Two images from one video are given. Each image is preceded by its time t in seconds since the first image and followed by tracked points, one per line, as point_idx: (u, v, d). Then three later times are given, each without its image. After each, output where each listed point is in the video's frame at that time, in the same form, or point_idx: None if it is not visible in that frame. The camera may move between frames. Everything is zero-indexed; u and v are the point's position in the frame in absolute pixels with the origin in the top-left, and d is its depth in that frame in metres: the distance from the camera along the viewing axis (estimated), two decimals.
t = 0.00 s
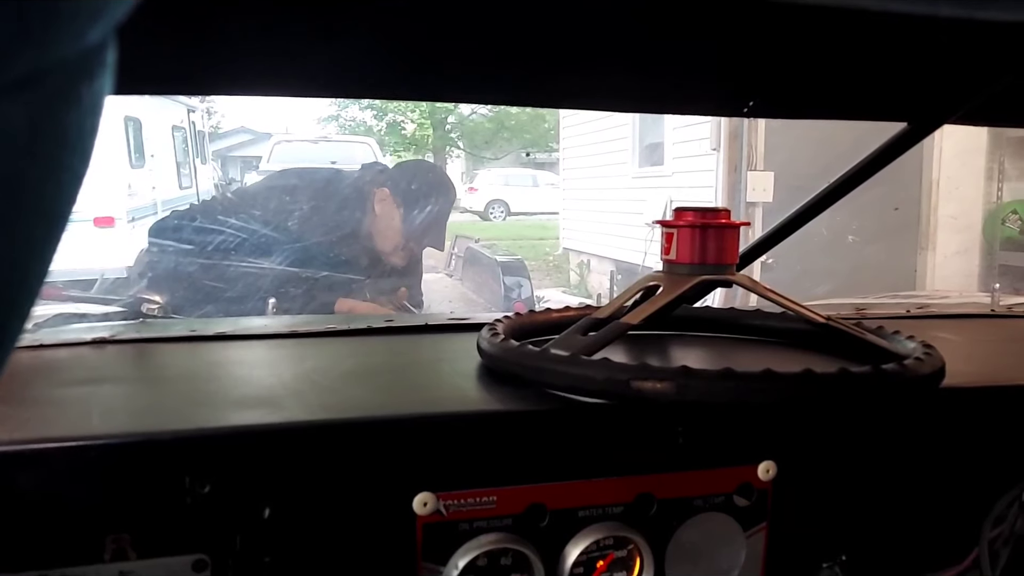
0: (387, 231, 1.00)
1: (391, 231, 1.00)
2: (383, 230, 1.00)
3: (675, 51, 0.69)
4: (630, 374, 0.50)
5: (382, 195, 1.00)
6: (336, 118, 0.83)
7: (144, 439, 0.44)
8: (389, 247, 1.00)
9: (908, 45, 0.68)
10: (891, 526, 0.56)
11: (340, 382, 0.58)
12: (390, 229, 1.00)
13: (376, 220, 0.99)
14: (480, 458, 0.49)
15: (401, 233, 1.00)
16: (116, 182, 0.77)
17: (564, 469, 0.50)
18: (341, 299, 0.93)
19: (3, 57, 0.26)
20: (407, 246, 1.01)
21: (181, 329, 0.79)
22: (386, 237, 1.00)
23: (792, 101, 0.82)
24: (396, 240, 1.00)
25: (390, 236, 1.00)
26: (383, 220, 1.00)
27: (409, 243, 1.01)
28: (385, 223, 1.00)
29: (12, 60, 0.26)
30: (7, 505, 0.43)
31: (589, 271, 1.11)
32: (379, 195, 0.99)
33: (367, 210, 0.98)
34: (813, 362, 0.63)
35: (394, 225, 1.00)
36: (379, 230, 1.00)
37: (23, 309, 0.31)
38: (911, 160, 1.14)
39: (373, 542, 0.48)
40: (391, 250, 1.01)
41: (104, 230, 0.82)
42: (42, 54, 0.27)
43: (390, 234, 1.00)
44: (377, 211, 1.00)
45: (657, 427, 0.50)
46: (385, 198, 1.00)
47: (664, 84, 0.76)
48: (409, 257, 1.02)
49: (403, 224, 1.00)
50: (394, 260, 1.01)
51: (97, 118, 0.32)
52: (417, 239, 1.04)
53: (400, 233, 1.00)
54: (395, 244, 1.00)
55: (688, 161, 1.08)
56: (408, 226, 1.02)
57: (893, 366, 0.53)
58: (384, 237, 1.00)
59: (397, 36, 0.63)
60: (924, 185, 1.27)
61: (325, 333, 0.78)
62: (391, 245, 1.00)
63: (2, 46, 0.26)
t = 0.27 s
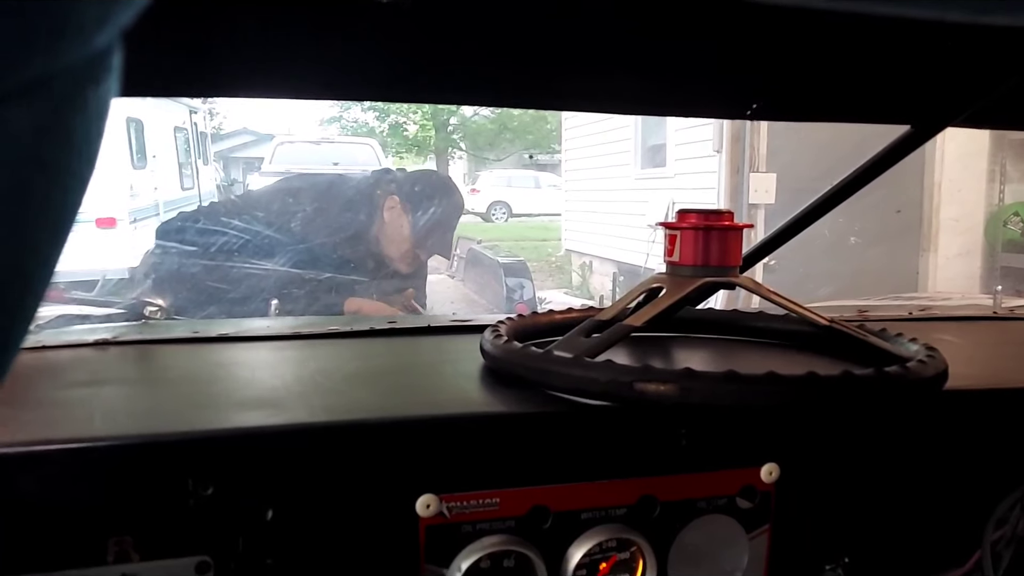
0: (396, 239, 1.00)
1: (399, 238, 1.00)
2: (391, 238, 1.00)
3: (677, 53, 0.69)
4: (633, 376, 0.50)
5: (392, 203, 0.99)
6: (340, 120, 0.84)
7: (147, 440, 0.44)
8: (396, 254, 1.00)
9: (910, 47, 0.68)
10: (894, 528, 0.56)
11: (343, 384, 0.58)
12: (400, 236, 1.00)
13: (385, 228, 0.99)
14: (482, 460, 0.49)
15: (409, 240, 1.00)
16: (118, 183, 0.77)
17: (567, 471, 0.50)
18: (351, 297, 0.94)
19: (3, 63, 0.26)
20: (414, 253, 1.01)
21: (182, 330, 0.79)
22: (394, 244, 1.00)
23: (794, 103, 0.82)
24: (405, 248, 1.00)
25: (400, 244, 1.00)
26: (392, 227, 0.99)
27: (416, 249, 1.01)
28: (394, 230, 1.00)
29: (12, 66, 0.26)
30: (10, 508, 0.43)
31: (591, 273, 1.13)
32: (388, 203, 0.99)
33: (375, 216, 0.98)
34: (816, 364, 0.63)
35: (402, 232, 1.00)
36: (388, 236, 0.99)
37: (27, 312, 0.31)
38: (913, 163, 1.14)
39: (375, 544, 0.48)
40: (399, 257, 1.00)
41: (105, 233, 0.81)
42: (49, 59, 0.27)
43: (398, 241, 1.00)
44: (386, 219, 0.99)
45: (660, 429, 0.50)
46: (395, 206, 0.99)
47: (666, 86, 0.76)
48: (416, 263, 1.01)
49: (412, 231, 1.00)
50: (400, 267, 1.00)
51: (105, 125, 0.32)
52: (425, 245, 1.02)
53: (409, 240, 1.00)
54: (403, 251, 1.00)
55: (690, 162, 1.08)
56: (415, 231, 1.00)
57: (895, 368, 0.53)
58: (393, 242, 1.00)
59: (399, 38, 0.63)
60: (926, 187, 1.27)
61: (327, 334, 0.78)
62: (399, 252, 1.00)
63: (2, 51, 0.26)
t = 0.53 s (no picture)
0: (398, 244, 1.00)
1: (401, 244, 1.00)
2: (393, 244, 0.99)
3: (676, 56, 0.69)
4: (631, 379, 0.50)
5: (394, 208, 1.00)
6: (339, 122, 0.85)
7: (146, 443, 0.44)
8: (398, 260, 0.99)
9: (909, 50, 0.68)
10: (892, 531, 0.56)
11: (341, 388, 0.58)
12: (402, 242, 1.00)
13: (387, 233, 0.99)
14: (480, 463, 0.49)
15: (412, 246, 1.00)
16: (117, 185, 0.77)
17: (564, 474, 0.50)
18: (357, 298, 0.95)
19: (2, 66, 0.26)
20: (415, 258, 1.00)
21: (181, 333, 0.79)
22: (396, 250, 0.99)
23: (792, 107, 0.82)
24: (407, 253, 1.00)
25: (401, 249, 0.99)
26: (394, 232, 0.99)
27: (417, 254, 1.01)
28: (396, 235, 0.99)
29: (11, 69, 0.27)
30: (8, 510, 0.43)
31: (590, 275, 1.14)
32: (391, 208, 0.99)
33: (378, 221, 0.99)
34: (814, 367, 0.63)
35: (405, 237, 1.00)
36: (391, 243, 0.99)
37: (25, 315, 0.31)
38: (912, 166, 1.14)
39: (373, 547, 0.48)
40: (400, 262, 1.00)
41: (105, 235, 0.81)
42: (46, 63, 0.27)
43: (401, 246, 1.00)
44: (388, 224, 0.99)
45: (657, 432, 0.50)
46: (398, 211, 0.99)
47: (664, 90, 0.76)
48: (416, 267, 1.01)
49: (414, 235, 1.00)
50: (401, 272, 0.99)
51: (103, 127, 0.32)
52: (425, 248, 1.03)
53: (412, 245, 1.00)
54: (405, 257, 1.00)
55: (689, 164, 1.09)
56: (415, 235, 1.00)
57: (893, 371, 0.53)
58: (395, 249, 0.99)
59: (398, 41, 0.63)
60: (924, 190, 1.27)
61: (326, 337, 0.78)
62: (401, 258, 0.99)
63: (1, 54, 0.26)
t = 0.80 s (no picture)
0: (396, 246, 0.99)
1: (400, 245, 1.00)
2: (392, 245, 0.99)
3: (677, 58, 0.69)
4: (632, 380, 0.50)
5: (393, 210, 1.00)
6: (341, 123, 0.85)
7: (145, 445, 0.44)
8: (396, 261, 0.99)
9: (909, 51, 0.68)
10: (892, 532, 0.56)
11: (342, 389, 0.58)
12: (401, 243, 1.00)
13: (386, 235, 0.99)
14: (481, 465, 0.49)
15: (411, 247, 1.01)
16: (118, 187, 0.77)
17: (565, 476, 0.50)
18: (364, 296, 0.95)
19: (4, 69, 0.26)
20: (414, 260, 1.01)
21: (182, 334, 0.79)
22: (395, 252, 0.99)
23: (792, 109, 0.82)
24: (406, 254, 1.00)
25: (401, 250, 0.99)
26: (393, 234, 0.99)
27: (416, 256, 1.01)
28: (394, 237, 0.99)
29: (13, 72, 0.27)
30: (8, 512, 0.43)
31: (591, 276, 1.13)
32: (390, 210, 0.99)
33: (376, 222, 0.98)
34: (814, 369, 0.63)
35: (404, 238, 1.00)
36: (390, 244, 0.99)
37: (25, 315, 0.31)
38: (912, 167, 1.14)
39: (373, 549, 0.48)
40: (399, 263, 0.99)
41: (106, 235, 0.81)
42: (45, 65, 0.27)
43: (400, 248, 1.00)
44: (387, 226, 0.99)
45: (658, 434, 0.50)
46: (397, 213, 0.99)
47: (665, 92, 0.76)
48: (414, 269, 1.01)
49: (413, 237, 1.01)
50: (400, 274, 0.99)
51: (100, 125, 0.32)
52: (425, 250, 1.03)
53: (411, 247, 1.01)
54: (403, 259, 1.00)
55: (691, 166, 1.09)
56: (415, 236, 1.01)
57: (894, 373, 0.53)
58: (394, 251, 0.99)
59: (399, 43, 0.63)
60: (924, 192, 1.28)
61: (327, 338, 0.78)
62: (400, 260, 0.99)
63: (3, 57, 0.26)
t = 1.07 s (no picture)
0: (392, 245, 1.00)
1: (397, 245, 1.00)
2: (388, 246, 0.99)
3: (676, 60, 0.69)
4: (630, 383, 0.50)
5: (388, 211, 1.00)
6: (340, 124, 0.85)
7: (144, 447, 0.45)
8: (393, 261, 0.99)
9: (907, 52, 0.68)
10: (890, 534, 0.56)
11: (341, 391, 0.58)
12: (398, 244, 1.00)
13: (382, 235, 0.99)
14: (479, 467, 0.49)
15: (407, 248, 1.01)
16: (117, 188, 0.77)
17: (562, 477, 0.50)
18: (373, 295, 0.97)
19: (4, 75, 0.26)
20: (410, 259, 1.01)
21: (182, 336, 0.79)
22: (391, 251, 0.99)
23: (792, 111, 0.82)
24: (402, 255, 1.00)
25: (398, 251, 1.00)
26: (389, 235, 0.99)
27: (412, 255, 1.01)
28: (391, 238, 1.00)
29: (11, 78, 0.27)
30: (7, 514, 0.43)
31: (590, 278, 1.13)
32: (386, 210, 1.00)
33: (373, 223, 0.99)
34: (812, 370, 0.63)
35: (400, 240, 1.00)
36: (386, 245, 0.99)
37: (24, 319, 0.32)
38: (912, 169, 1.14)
39: (371, 551, 0.48)
40: (395, 264, 1.00)
41: (105, 238, 0.81)
42: (43, 72, 0.28)
43: (396, 249, 1.00)
44: (383, 226, 0.99)
45: (655, 436, 0.50)
46: (392, 213, 1.00)
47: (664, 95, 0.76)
48: (411, 269, 1.02)
49: (410, 238, 1.00)
50: (399, 274, 1.00)
51: (100, 132, 0.32)
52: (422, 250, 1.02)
53: (407, 247, 1.00)
54: (400, 259, 1.00)
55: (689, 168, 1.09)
56: (413, 238, 1.00)
57: (891, 375, 0.53)
58: (389, 253, 0.99)
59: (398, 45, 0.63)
60: (923, 193, 1.28)
61: (326, 340, 0.78)
62: (396, 259, 0.99)
63: (2, 64, 0.26)
